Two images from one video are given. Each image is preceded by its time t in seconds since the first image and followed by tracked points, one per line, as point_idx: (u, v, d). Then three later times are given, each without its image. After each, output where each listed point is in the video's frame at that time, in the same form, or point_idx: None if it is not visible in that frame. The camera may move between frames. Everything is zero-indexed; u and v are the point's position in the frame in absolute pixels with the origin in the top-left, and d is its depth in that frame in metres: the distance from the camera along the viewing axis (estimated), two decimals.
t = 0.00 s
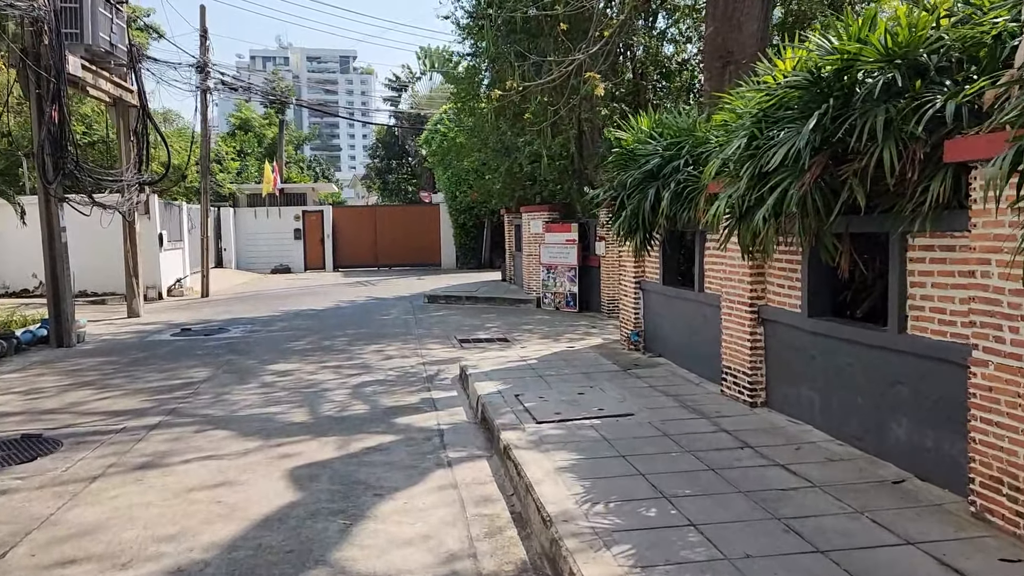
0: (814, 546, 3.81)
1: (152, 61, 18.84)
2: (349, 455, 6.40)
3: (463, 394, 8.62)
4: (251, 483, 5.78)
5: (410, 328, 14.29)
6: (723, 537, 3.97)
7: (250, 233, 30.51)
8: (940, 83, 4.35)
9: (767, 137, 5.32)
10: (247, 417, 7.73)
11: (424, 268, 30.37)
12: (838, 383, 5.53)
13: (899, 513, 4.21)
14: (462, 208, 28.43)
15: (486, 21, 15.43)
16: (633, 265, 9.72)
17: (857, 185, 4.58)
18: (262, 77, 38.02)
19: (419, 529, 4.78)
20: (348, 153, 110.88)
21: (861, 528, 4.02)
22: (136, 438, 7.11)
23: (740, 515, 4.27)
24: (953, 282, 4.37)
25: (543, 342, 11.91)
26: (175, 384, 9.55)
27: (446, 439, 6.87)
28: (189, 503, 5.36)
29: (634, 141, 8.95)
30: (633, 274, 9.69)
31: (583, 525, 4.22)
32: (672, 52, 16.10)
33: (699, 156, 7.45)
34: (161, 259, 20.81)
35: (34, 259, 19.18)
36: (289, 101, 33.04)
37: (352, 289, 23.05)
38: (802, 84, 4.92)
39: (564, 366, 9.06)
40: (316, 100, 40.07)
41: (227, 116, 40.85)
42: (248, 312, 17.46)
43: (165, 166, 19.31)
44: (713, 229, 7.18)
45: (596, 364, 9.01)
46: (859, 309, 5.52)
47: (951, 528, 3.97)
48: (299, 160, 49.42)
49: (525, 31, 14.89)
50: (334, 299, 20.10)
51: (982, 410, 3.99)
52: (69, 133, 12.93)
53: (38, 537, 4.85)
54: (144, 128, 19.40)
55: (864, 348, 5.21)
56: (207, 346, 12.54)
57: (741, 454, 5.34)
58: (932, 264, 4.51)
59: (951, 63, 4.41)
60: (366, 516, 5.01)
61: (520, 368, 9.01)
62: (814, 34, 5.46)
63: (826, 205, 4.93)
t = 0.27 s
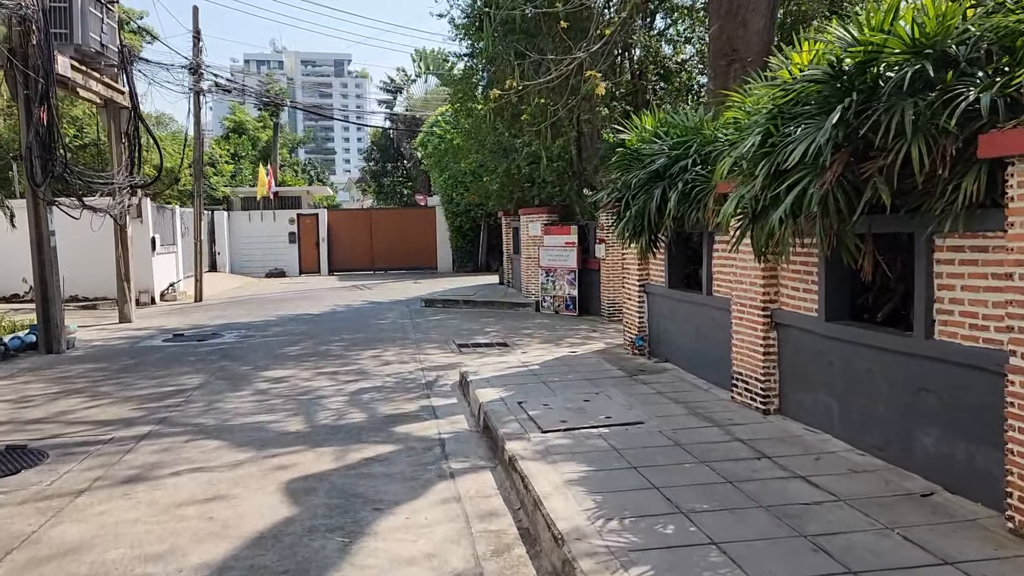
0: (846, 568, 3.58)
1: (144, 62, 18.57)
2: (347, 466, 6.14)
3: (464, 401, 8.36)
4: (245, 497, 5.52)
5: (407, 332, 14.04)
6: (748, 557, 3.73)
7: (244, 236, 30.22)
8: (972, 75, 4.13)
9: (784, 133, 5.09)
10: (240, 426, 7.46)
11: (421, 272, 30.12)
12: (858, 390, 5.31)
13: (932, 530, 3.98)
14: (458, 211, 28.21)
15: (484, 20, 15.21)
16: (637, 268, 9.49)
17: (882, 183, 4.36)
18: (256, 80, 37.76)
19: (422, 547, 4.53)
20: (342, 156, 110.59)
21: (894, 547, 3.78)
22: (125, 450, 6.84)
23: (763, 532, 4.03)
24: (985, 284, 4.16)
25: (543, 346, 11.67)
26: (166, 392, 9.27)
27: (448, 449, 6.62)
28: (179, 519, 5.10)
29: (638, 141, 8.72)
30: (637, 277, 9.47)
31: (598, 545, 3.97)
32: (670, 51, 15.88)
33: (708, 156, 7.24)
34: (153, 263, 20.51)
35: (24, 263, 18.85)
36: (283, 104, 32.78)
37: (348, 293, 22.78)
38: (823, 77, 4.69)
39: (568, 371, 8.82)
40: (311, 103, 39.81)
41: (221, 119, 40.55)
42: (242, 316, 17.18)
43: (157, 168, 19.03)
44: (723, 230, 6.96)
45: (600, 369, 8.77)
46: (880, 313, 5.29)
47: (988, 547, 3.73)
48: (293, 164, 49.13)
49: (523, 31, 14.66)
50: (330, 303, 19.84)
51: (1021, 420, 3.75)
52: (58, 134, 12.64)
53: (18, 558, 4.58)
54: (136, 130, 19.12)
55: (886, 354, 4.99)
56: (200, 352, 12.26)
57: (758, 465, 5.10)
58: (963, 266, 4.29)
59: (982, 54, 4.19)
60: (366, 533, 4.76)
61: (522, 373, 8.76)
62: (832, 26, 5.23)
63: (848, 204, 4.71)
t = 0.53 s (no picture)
0: None
1: (135, 63, 18.29)
2: (345, 480, 5.89)
3: (464, 409, 8.12)
4: (238, 514, 5.26)
5: (404, 337, 13.78)
6: None
7: (237, 239, 29.90)
8: (1007, 66, 3.91)
9: (803, 131, 4.87)
10: (233, 438, 7.20)
11: (416, 274, 29.87)
12: (879, 399, 5.09)
13: (968, 549, 3.75)
14: (454, 212, 28.03)
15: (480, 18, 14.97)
16: (641, 270, 9.26)
17: (909, 182, 4.14)
18: (249, 82, 37.46)
19: (426, 569, 4.28)
20: (336, 159, 110.23)
21: (930, 569, 3.55)
22: (113, 463, 6.57)
23: (790, 553, 3.80)
24: (1021, 289, 3.95)
25: (543, 351, 11.43)
26: (156, 401, 9.00)
27: (449, 461, 6.37)
28: (169, 539, 4.84)
29: (642, 141, 8.49)
30: (641, 280, 9.25)
31: (615, 568, 3.73)
32: (667, 51, 15.64)
33: (717, 155, 7.02)
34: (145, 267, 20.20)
35: (12, 268, 18.53)
36: (276, 105, 32.49)
37: (343, 296, 22.50)
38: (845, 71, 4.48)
39: (571, 377, 8.58)
40: (304, 104, 39.53)
41: (213, 121, 40.22)
42: (235, 321, 16.90)
43: (149, 171, 18.74)
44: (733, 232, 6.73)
45: (604, 375, 8.53)
46: (903, 319, 5.07)
47: None
48: (286, 166, 48.81)
49: (521, 30, 14.43)
50: (324, 307, 19.57)
51: None
52: (45, 136, 12.35)
53: None
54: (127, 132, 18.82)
55: (909, 361, 4.76)
56: (192, 359, 11.98)
57: (777, 479, 4.87)
58: (997, 269, 4.07)
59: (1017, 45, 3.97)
60: (366, 553, 4.51)
61: (524, 380, 8.52)
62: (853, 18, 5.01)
63: (872, 205, 4.49)
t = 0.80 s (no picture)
0: None
1: (128, 61, 18.04)
2: (341, 490, 5.65)
3: (464, 415, 7.87)
4: (229, 527, 5.01)
5: (402, 339, 13.54)
6: None
7: (233, 240, 29.64)
8: None
9: (822, 125, 4.65)
10: (225, 445, 6.95)
11: (413, 276, 29.61)
12: (901, 405, 4.86)
13: (1003, 568, 3.53)
14: (452, 213, 27.83)
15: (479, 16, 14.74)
16: (645, 270, 9.04)
17: (938, 177, 3.92)
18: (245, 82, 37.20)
19: None
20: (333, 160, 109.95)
21: None
22: (100, 472, 6.32)
23: (814, 571, 3.57)
24: None
25: (544, 354, 11.19)
26: (147, 406, 8.74)
27: (450, 469, 6.12)
28: (155, 554, 4.59)
29: (647, 139, 8.26)
30: (645, 281, 9.02)
31: None
32: (666, 51, 15.39)
33: (726, 152, 6.80)
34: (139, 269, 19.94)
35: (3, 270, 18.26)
36: (272, 105, 32.23)
37: (339, 298, 22.25)
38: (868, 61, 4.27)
39: (573, 381, 8.34)
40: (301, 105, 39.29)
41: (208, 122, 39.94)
42: (231, 323, 16.64)
43: (142, 171, 18.49)
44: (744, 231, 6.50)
45: (608, 379, 8.29)
46: (925, 322, 4.84)
47: None
48: (283, 167, 48.53)
49: (521, 27, 14.21)
50: (321, 309, 19.31)
51: None
52: (35, 135, 12.10)
53: None
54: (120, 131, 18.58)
55: (933, 366, 4.53)
56: (185, 362, 11.72)
57: (794, 490, 4.64)
58: None
59: None
60: (363, 570, 4.26)
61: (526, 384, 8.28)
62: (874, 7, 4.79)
63: (897, 202, 4.26)
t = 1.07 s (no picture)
0: None
1: (124, 60, 17.80)
2: (334, 504, 5.39)
3: (463, 423, 7.61)
4: (214, 544, 4.75)
5: (400, 343, 13.28)
6: None
7: (231, 242, 29.38)
8: None
9: (841, 122, 4.42)
10: (215, 455, 6.68)
11: (412, 278, 29.34)
12: (923, 418, 4.60)
13: None
14: (451, 215, 27.61)
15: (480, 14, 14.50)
16: (649, 274, 8.79)
17: (968, 175, 3.67)
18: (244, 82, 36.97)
19: None
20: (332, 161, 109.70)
21: None
22: (82, 483, 6.05)
23: None
24: None
25: (545, 359, 10.92)
26: (136, 412, 8.48)
27: (447, 481, 5.86)
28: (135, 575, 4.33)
29: (653, 138, 8.02)
30: (650, 285, 8.77)
31: None
32: (668, 51, 15.05)
33: (736, 152, 6.57)
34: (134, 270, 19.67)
35: None
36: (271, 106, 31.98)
37: (337, 300, 21.99)
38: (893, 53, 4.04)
39: (576, 388, 8.08)
40: (300, 106, 39.06)
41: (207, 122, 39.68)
42: (226, 326, 16.38)
43: (138, 171, 18.23)
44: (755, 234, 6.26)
45: (612, 386, 8.03)
46: (950, 331, 4.58)
47: None
48: (282, 169, 48.28)
49: (522, 26, 13.96)
50: (318, 311, 19.04)
51: None
52: (26, 133, 11.84)
53: None
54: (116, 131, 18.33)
55: (959, 377, 4.27)
56: (178, 366, 11.45)
57: (812, 509, 4.39)
58: None
59: None
60: None
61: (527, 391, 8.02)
62: None
63: (923, 203, 4.01)
